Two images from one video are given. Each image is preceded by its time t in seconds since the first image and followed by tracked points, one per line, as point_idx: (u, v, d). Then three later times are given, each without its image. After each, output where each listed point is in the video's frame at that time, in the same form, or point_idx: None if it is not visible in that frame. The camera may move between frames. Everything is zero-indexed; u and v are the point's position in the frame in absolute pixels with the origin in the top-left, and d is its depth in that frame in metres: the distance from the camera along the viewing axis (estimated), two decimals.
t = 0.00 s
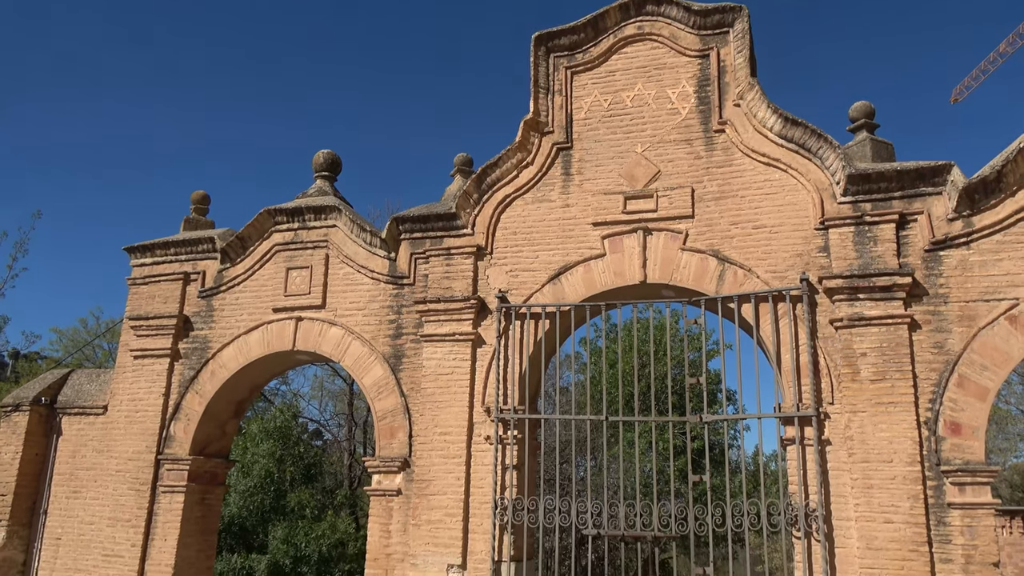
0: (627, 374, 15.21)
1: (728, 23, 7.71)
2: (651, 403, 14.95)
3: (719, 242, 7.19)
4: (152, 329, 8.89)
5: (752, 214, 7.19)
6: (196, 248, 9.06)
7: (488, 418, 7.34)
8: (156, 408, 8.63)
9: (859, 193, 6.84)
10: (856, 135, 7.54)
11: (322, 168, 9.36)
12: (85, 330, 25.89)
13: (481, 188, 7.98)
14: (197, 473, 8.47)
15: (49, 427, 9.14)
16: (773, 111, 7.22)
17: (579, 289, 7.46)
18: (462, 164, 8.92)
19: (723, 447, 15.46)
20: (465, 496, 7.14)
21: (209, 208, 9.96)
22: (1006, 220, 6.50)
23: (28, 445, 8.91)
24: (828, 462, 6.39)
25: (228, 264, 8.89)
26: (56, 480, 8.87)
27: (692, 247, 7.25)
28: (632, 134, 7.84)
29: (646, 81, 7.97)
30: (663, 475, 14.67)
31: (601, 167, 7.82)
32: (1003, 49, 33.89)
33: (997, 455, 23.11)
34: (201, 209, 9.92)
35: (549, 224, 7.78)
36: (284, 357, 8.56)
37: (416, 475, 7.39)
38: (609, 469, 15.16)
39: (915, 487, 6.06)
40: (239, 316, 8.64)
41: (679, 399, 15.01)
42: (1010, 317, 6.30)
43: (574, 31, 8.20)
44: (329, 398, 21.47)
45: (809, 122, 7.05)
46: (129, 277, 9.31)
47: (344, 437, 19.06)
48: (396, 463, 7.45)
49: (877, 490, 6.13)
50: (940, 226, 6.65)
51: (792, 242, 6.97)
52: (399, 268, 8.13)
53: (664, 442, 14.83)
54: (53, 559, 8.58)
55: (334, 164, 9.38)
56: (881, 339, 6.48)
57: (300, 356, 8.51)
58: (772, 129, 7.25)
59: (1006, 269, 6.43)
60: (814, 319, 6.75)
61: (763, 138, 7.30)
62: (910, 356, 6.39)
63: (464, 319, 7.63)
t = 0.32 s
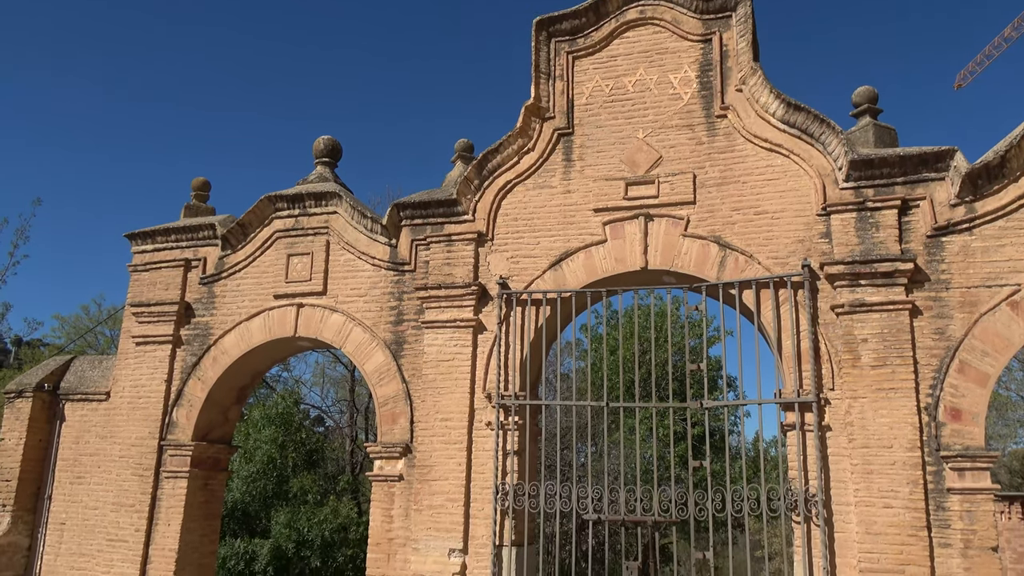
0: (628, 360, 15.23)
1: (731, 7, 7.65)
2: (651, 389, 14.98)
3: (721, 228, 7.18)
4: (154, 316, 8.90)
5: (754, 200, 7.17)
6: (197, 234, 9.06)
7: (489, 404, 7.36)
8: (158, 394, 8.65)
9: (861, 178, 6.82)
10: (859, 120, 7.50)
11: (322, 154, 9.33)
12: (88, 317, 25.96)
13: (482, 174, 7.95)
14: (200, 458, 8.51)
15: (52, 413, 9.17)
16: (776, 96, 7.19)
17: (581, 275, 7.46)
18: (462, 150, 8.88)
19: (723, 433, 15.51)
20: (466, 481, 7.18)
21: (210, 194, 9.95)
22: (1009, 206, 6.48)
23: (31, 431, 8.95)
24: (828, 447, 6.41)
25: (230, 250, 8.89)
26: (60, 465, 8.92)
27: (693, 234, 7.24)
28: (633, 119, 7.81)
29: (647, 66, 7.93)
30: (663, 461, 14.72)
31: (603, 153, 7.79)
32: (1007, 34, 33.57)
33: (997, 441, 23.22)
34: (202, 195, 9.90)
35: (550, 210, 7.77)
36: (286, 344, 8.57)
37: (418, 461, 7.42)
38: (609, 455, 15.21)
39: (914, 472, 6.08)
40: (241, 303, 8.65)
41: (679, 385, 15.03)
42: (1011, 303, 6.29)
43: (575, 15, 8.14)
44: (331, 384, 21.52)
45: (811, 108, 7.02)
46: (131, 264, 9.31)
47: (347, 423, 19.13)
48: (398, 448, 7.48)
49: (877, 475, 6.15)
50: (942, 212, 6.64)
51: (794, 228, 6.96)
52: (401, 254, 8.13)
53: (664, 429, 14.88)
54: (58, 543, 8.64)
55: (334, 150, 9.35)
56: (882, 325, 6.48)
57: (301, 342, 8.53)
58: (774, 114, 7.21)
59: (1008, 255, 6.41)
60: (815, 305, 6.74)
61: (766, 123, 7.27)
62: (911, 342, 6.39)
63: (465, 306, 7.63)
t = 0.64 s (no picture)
0: (629, 347, 15.25)
1: None
2: (652, 375, 15.00)
3: (723, 214, 7.15)
4: (156, 302, 8.91)
5: (756, 185, 7.14)
6: (198, 220, 9.05)
7: (490, 389, 7.37)
8: (161, 380, 8.68)
9: (864, 163, 6.78)
10: (862, 105, 7.44)
11: (322, 140, 9.30)
12: (90, 304, 25.99)
13: (483, 160, 7.93)
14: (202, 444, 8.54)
15: (55, 399, 9.21)
16: (779, 81, 7.14)
17: (582, 261, 7.44)
18: (463, 135, 8.85)
19: (724, 419, 15.56)
20: (468, 467, 7.20)
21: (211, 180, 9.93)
22: (1013, 191, 6.44)
23: (35, 416, 8.98)
24: (829, 433, 6.41)
25: (231, 237, 8.88)
26: (63, 451, 8.96)
27: (696, 219, 7.21)
28: (635, 104, 7.76)
29: (649, 50, 7.87)
30: (664, 447, 14.77)
31: (604, 138, 7.75)
32: (1013, 17, 33.31)
33: (997, 428, 23.33)
34: (202, 181, 9.88)
35: (552, 195, 7.74)
36: (287, 330, 8.58)
37: (420, 446, 7.45)
38: (611, 441, 15.27)
39: (915, 458, 6.09)
40: (242, 289, 8.65)
41: (680, 371, 15.06)
42: (1014, 289, 6.27)
43: None
44: (333, 370, 21.56)
45: (815, 92, 6.97)
46: (132, 250, 9.31)
47: (348, 409, 19.19)
48: (399, 434, 7.51)
49: (877, 460, 6.16)
50: (945, 197, 6.60)
51: (796, 214, 6.93)
52: (402, 241, 8.11)
53: (665, 415, 14.92)
54: (62, 528, 8.70)
55: (334, 136, 9.31)
56: (884, 311, 6.46)
57: (302, 329, 8.53)
58: (777, 99, 7.17)
59: (1012, 240, 6.38)
60: (817, 291, 6.73)
61: (768, 108, 7.22)
62: (912, 328, 6.37)
63: (467, 292, 7.63)
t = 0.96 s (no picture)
0: (631, 333, 15.26)
1: None
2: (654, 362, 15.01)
3: (725, 199, 7.12)
4: (157, 288, 8.91)
5: (759, 171, 7.10)
6: (199, 207, 9.04)
7: (492, 375, 7.37)
8: (164, 366, 8.70)
9: (868, 148, 6.73)
10: (866, 89, 7.39)
11: (322, 126, 9.26)
12: (92, 291, 26.03)
13: (484, 145, 7.89)
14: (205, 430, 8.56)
15: (59, 385, 9.23)
16: (782, 65, 7.08)
17: (584, 247, 7.42)
18: (465, 121, 8.80)
19: (725, 405, 15.58)
20: (469, 452, 7.22)
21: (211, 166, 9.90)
22: (1018, 176, 6.40)
23: (38, 402, 9.01)
24: (830, 418, 6.41)
25: (232, 223, 8.86)
26: (67, 436, 9.00)
27: (698, 205, 7.18)
28: (638, 89, 7.70)
29: (652, 34, 7.80)
30: (665, 433, 14.81)
31: (606, 124, 7.70)
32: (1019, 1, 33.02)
33: (997, 415, 23.38)
34: (203, 167, 9.86)
35: (553, 181, 7.71)
36: (289, 316, 8.58)
37: (421, 432, 7.46)
38: (612, 428, 15.30)
39: (916, 443, 6.09)
40: (244, 276, 8.65)
41: (682, 358, 15.07)
42: (1017, 275, 6.24)
43: None
44: (334, 357, 21.60)
45: (819, 77, 6.92)
46: (134, 237, 9.30)
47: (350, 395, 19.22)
48: (401, 420, 7.52)
49: (879, 446, 6.17)
50: (949, 182, 6.56)
51: (799, 199, 6.90)
52: (403, 227, 8.09)
53: (666, 401, 14.95)
54: (68, 513, 8.75)
55: (335, 122, 9.27)
56: (886, 296, 6.44)
57: (304, 315, 8.53)
58: (781, 83, 7.11)
59: (1015, 226, 6.35)
60: (819, 277, 6.70)
61: (772, 92, 7.17)
62: (915, 314, 6.35)
63: (468, 278, 7.62)
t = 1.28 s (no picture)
0: (633, 320, 15.25)
1: None
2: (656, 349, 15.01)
3: (728, 185, 7.08)
4: (159, 276, 8.91)
5: (762, 156, 7.06)
6: (201, 193, 9.02)
7: (494, 362, 7.37)
8: (167, 353, 8.71)
9: (872, 134, 6.68)
10: (871, 74, 7.32)
11: (323, 112, 9.22)
12: (94, 278, 26.04)
13: (486, 131, 7.85)
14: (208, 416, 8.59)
15: (62, 372, 9.26)
16: (786, 49, 7.02)
17: (586, 233, 7.40)
18: (466, 107, 8.76)
19: (726, 392, 15.61)
20: (471, 438, 7.24)
21: (212, 153, 9.87)
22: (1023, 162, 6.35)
23: (42, 389, 9.04)
24: (832, 404, 6.40)
25: (233, 210, 8.84)
26: (71, 423, 9.04)
27: (700, 191, 7.15)
28: (640, 74, 7.65)
29: (654, 18, 7.73)
30: (667, 419, 14.84)
31: (609, 109, 7.65)
32: None
33: (997, 401, 23.37)
34: (204, 153, 9.83)
35: (555, 167, 7.68)
36: (291, 303, 8.58)
37: (423, 418, 7.47)
38: (614, 414, 15.34)
39: (918, 430, 6.09)
40: (245, 263, 8.64)
41: (684, 344, 15.07)
42: (1021, 261, 6.21)
43: None
44: (337, 344, 21.64)
45: (823, 61, 6.86)
46: (135, 224, 9.30)
47: (353, 382, 19.26)
48: (403, 406, 7.53)
49: (880, 432, 6.16)
50: (954, 168, 6.52)
51: (802, 184, 6.86)
52: (405, 214, 8.07)
53: (668, 387, 14.98)
54: (73, 498, 8.81)
55: (335, 107, 9.23)
56: (889, 283, 6.42)
57: (306, 302, 8.53)
58: (784, 68, 7.05)
59: (1020, 212, 6.31)
60: (822, 263, 6.67)
61: (775, 77, 7.11)
62: (918, 300, 6.33)
63: (470, 264, 7.60)
